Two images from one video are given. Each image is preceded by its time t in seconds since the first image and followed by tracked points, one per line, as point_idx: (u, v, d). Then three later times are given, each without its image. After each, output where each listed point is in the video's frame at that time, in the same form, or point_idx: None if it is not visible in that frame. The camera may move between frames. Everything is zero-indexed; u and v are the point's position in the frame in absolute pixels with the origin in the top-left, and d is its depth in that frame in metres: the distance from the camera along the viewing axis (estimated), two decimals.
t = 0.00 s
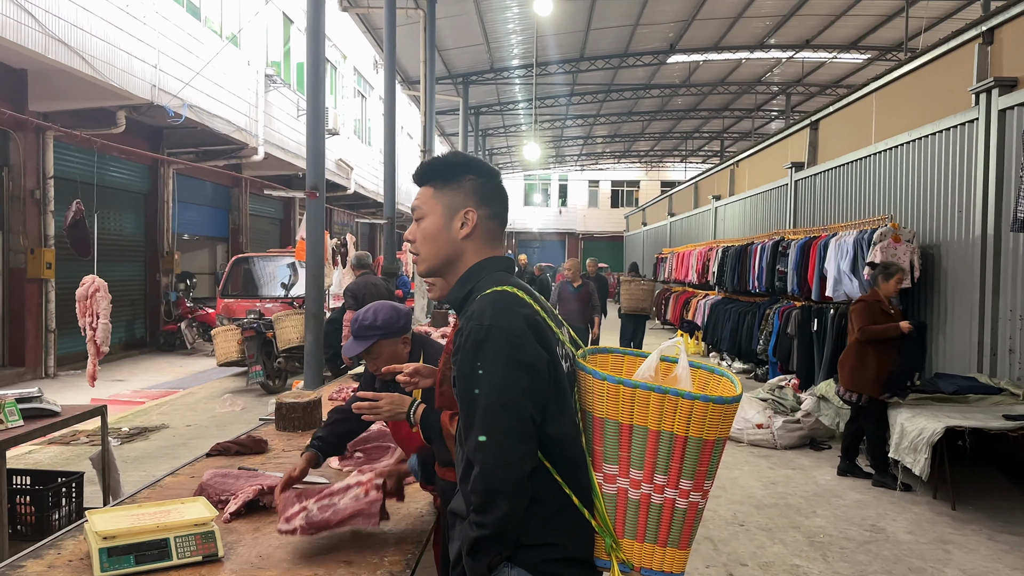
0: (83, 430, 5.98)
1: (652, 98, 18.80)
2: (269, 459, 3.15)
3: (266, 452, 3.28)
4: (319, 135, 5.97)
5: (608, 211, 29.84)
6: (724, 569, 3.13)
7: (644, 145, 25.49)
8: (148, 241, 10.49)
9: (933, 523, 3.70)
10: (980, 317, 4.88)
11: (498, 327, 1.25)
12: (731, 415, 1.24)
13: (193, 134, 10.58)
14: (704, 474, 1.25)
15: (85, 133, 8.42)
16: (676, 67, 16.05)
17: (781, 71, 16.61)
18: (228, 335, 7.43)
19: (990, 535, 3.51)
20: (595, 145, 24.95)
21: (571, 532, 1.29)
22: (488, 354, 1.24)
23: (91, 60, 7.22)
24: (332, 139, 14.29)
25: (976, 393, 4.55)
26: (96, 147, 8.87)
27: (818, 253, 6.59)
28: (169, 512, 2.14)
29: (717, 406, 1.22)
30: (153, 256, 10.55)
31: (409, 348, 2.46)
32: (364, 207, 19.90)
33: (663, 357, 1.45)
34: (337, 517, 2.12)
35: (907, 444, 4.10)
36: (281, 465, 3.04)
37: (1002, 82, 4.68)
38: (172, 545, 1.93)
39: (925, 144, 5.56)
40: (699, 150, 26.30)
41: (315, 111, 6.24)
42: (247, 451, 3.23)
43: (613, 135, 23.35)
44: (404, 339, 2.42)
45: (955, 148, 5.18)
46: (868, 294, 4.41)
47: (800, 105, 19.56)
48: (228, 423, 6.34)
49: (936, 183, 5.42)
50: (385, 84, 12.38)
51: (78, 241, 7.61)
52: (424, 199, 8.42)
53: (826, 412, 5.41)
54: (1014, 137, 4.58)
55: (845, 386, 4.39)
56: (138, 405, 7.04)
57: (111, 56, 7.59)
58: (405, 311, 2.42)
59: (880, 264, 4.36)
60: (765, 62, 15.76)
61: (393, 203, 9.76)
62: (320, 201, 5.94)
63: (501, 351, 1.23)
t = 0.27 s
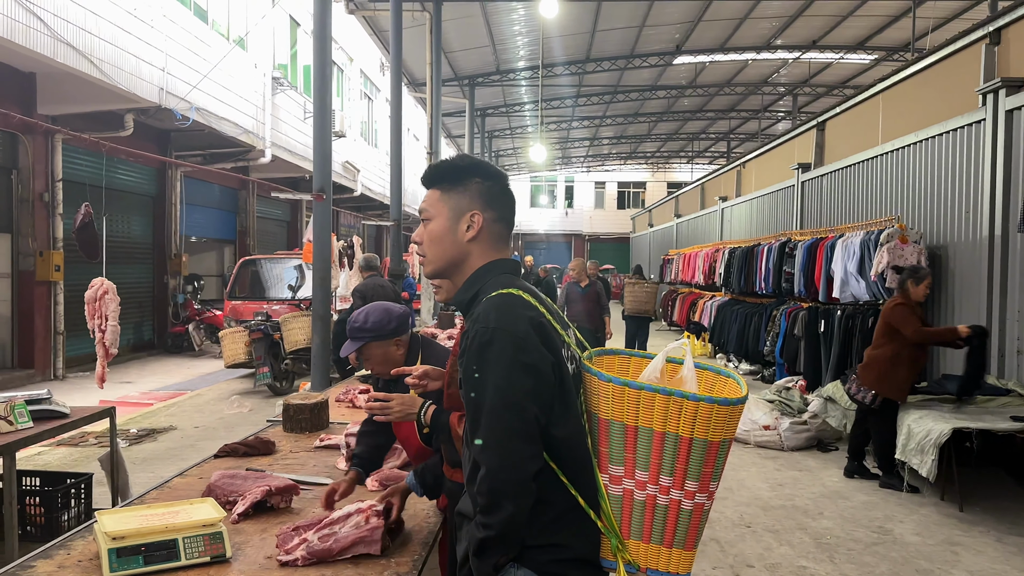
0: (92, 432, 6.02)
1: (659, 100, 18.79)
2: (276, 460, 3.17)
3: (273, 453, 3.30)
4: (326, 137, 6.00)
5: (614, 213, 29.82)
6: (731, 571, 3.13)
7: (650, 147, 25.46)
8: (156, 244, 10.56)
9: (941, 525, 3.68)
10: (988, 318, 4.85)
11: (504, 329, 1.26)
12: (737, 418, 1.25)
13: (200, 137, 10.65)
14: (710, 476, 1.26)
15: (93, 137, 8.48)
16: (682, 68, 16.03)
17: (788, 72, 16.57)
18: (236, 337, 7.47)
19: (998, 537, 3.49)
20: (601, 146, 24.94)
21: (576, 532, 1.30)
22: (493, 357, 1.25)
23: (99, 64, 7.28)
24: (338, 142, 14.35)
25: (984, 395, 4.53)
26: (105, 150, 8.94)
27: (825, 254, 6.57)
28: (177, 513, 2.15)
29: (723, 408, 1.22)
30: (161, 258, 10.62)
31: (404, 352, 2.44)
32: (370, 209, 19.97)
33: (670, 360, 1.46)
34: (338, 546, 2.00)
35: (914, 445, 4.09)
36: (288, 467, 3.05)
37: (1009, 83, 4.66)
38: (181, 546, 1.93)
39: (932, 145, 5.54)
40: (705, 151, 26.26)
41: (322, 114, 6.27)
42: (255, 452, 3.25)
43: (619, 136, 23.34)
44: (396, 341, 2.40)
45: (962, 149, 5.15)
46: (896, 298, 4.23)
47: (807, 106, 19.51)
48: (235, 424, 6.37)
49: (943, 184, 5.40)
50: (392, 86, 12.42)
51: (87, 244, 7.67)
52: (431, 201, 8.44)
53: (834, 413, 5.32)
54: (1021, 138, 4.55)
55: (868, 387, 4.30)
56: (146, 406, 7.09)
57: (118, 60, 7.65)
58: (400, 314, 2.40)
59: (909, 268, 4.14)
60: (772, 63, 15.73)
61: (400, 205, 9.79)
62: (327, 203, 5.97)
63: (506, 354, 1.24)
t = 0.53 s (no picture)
0: (101, 433, 6.07)
1: (666, 101, 18.76)
2: (284, 461, 3.19)
3: (281, 454, 3.32)
4: (333, 140, 6.04)
5: (621, 214, 29.77)
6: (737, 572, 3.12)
7: (657, 148, 25.43)
8: (165, 246, 10.63)
9: (949, 527, 3.66)
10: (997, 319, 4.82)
11: (511, 331, 1.27)
12: (743, 418, 1.26)
13: (209, 140, 10.73)
14: (716, 475, 1.27)
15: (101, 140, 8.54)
16: (689, 69, 16.01)
17: (795, 73, 16.52)
18: (244, 339, 7.52)
19: (1007, 539, 3.48)
20: (608, 148, 24.93)
21: (584, 532, 1.30)
22: (501, 358, 1.26)
23: (108, 67, 7.35)
24: (346, 144, 14.41)
25: (993, 396, 4.51)
26: (113, 153, 9.00)
27: (833, 255, 6.55)
28: (186, 513, 2.17)
29: (729, 408, 1.23)
30: (169, 260, 10.68)
31: (395, 350, 2.46)
32: (377, 211, 20.03)
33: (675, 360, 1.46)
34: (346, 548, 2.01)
35: (922, 446, 4.07)
36: (296, 468, 3.07)
37: (1017, 83, 4.63)
38: (190, 546, 1.95)
39: (939, 146, 5.51)
40: (713, 152, 26.21)
41: (330, 116, 6.31)
42: (263, 454, 3.27)
43: (626, 138, 23.32)
44: (387, 338, 2.42)
45: (970, 149, 5.12)
46: (922, 301, 4.23)
47: (814, 107, 19.45)
48: (243, 426, 6.41)
49: (950, 185, 5.37)
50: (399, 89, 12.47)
51: (96, 246, 7.73)
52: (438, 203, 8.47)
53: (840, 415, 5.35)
54: None
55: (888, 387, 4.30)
56: (154, 408, 7.14)
57: (127, 63, 7.71)
58: (394, 311, 2.42)
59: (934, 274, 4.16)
60: (779, 64, 15.68)
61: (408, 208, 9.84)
62: (334, 205, 6.00)
63: (513, 355, 1.25)
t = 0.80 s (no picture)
0: (111, 435, 6.12)
1: (673, 103, 18.75)
2: (293, 463, 3.22)
3: (291, 456, 3.34)
4: (341, 143, 6.08)
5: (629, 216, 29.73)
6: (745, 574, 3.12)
7: (665, 150, 25.40)
8: (175, 249, 10.72)
9: (959, 529, 3.64)
10: (1007, 321, 4.78)
11: (518, 333, 1.29)
12: (749, 418, 1.27)
13: (218, 143, 10.81)
14: (723, 475, 1.28)
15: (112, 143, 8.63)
16: (697, 71, 15.97)
17: (803, 75, 16.47)
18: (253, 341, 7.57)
19: (1017, 542, 3.45)
20: (616, 150, 24.92)
21: (592, 533, 1.31)
22: (509, 360, 1.27)
23: (118, 71, 7.42)
24: (354, 147, 14.49)
25: (1004, 399, 4.48)
26: (123, 156, 9.09)
27: (841, 257, 6.52)
28: (197, 514, 2.19)
29: (735, 408, 1.24)
30: (179, 263, 10.77)
31: (386, 356, 2.53)
32: (386, 213, 20.11)
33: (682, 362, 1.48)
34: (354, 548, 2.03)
35: (932, 449, 4.06)
36: (305, 469, 3.09)
37: None
38: (200, 547, 1.97)
39: (948, 147, 5.48)
40: (721, 153, 26.15)
41: (338, 120, 6.36)
42: (273, 455, 3.29)
43: (634, 139, 23.30)
44: (378, 345, 2.50)
45: (979, 151, 5.09)
46: (952, 315, 4.07)
47: (823, 108, 19.37)
48: (253, 428, 6.45)
49: (960, 187, 5.34)
50: (407, 91, 12.52)
51: (107, 249, 7.81)
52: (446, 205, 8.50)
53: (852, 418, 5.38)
54: None
55: (903, 397, 4.24)
56: (164, 410, 7.20)
57: (137, 67, 7.80)
58: (386, 319, 2.50)
59: (966, 287, 3.99)
60: (788, 66, 15.64)
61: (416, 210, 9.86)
62: (343, 208, 6.04)
63: (520, 356, 1.27)
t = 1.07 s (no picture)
0: (122, 437, 6.19)
1: (682, 105, 18.72)
2: (303, 464, 3.24)
3: (301, 457, 3.37)
4: (350, 146, 6.11)
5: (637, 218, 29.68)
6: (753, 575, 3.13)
7: (674, 151, 25.38)
8: (185, 251, 10.81)
9: (969, 532, 3.63)
10: (1017, 323, 4.75)
11: (525, 335, 1.30)
12: (757, 420, 1.28)
13: (228, 146, 10.89)
14: (730, 476, 1.29)
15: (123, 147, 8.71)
16: (706, 73, 15.95)
17: (812, 76, 16.40)
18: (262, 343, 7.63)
19: None
20: (624, 152, 24.89)
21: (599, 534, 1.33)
22: (517, 361, 1.29)
23: (129, 75, 7.51)
24: (363, 150, 14.56)
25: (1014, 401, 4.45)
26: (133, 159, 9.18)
27: (850, 258, 6.49)
28: (208, 514, 2.22)
29: (741, 409, 1.26)
30: (189, 265, 10.85)
31: (383, 362, 2.61)
32: (394, 215, 20.18)
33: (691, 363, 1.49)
34: (364, 548, 2.04)
35: (942, 451, 4.04)
36: (315, 470, 3.12)
37: None
38: (212, 547, 1.99)
39: (958, 149, 5.44)
40: (730, 155, 26.07)
41: (347, 123, 6.40)
42: (283, 456, 3.32)
43: (642, 141, 23.28)
44: (375, 352, 2.59)
45: (989, 153, 5.06)
46: (976, 328, 4.03)
47: (832, 109, 19.28)
48: (262, 429, 6.49)
49: (969, 188, 5.31)
50: (416, 94, 12.58)
51: (119, 252, 7.88)
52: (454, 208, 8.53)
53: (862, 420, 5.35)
54: None
55: (916, 404, 4.22)
56: (174, 412, 7.26)
57: (148, 70, 7.88)
58: (377, 327, 2.62)
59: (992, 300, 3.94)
60: (797, 67, 15.57)
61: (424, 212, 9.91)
62: (351, 211, 6.07)
63: (527, 358, 1.28)
